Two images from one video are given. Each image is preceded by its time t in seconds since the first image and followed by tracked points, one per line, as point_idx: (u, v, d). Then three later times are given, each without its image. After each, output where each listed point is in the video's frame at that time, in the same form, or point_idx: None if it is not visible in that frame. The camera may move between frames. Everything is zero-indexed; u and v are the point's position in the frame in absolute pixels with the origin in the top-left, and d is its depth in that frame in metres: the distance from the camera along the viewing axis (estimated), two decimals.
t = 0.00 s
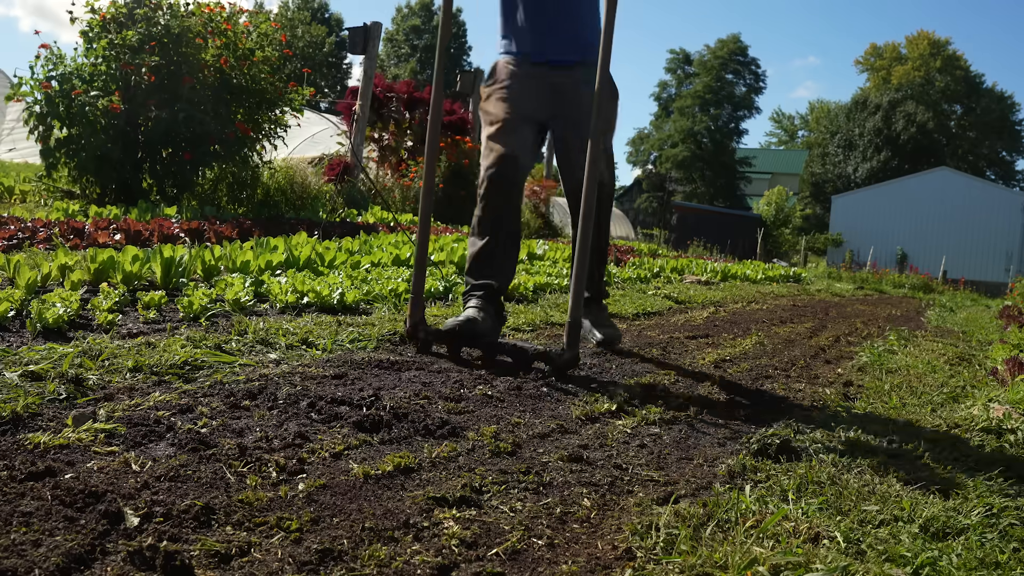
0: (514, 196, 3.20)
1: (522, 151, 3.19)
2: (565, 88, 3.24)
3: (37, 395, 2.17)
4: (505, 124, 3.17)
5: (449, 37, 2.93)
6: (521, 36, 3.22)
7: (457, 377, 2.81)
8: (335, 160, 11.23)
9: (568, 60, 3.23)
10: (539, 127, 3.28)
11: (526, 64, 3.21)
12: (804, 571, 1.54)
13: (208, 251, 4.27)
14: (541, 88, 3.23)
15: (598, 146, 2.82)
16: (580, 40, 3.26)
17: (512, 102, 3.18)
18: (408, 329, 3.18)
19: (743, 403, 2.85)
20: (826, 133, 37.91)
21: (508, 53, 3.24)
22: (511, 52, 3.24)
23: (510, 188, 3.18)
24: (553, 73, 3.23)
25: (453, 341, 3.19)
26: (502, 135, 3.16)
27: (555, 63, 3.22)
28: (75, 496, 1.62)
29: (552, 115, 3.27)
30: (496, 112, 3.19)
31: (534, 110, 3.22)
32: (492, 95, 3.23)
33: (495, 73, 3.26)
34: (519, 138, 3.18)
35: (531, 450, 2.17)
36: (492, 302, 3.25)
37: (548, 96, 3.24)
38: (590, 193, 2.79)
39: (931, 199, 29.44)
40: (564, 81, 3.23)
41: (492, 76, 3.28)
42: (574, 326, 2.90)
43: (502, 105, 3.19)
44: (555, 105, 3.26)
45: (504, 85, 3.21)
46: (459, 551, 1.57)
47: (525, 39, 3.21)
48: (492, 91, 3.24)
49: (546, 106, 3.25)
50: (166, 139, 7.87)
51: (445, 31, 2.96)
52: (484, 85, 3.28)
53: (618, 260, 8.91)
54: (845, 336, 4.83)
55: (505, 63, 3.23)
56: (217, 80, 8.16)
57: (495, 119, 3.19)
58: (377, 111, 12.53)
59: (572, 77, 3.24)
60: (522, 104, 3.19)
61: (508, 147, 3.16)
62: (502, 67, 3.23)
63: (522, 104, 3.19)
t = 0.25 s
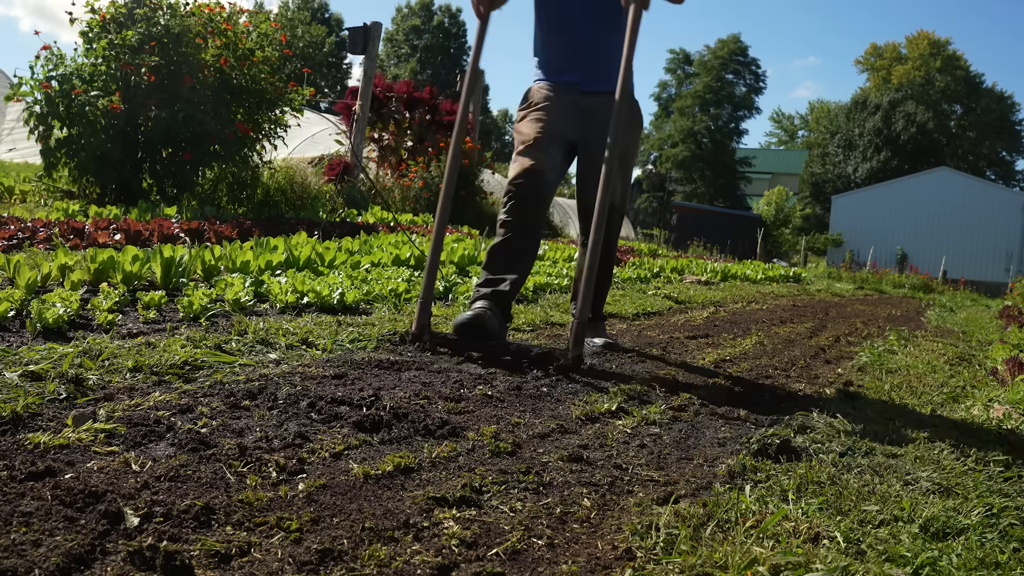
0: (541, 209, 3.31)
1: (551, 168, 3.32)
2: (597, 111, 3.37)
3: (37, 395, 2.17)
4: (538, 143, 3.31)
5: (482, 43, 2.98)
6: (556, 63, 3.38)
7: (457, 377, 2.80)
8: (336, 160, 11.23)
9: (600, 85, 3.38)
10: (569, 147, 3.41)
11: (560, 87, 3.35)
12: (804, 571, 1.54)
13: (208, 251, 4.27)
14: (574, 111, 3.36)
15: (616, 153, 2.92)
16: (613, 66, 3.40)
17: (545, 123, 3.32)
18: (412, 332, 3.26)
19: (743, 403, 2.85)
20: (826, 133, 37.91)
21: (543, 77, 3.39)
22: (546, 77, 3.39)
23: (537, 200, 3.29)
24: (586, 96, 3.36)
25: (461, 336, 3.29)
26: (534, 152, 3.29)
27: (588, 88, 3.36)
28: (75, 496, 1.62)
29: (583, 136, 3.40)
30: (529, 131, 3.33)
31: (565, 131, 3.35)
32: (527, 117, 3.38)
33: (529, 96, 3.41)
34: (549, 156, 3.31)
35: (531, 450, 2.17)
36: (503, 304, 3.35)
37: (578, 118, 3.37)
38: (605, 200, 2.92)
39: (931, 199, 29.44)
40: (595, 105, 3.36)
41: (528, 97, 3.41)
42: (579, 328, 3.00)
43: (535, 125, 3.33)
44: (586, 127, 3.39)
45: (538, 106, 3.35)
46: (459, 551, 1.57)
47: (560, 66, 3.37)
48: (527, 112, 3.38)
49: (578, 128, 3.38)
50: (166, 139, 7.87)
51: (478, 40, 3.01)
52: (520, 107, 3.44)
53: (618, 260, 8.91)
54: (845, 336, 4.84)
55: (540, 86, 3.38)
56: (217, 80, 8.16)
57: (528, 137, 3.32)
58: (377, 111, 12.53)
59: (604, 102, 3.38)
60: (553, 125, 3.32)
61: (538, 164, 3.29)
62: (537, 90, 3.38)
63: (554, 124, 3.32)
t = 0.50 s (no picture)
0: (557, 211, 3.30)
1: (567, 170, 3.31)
2: (609, 111, 3.34)
3: (37, 395, 2.17)
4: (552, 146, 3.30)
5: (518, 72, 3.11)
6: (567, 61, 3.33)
7: (456, 377, 2.80)
8: (336, 160, 11.23)
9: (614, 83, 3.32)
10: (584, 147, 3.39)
11: (572, 87, 3.31)
12: (804, 571, 1.54)
13: (208, 251, 4.27)
14: (587, 111, 3.34)
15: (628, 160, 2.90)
16: (625, 61, 3.34)
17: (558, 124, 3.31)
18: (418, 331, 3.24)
19: (743, 403, 2.85)
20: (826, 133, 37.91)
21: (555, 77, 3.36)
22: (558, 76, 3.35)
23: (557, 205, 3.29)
24: (598, 95, 3.32)
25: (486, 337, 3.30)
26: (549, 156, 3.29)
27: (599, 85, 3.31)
28: (75, 496, 1.62)
29: (598, 135, 3.37)
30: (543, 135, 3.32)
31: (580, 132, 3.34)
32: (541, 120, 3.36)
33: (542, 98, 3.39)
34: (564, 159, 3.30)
35: (531, 450, 2.17)
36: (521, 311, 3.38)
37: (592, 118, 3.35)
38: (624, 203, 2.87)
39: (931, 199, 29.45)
40: (607, 103, 3.33)
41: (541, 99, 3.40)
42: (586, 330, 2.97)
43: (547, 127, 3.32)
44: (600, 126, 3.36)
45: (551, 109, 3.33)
46: (459, 551, 1.57)
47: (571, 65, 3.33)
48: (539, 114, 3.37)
49: (592, 128, 3.36)
50: (166, 139, 7.87)
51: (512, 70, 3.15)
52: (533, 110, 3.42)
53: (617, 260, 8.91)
54: (846, 336, 4.84)
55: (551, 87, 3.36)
56: (217, 80, 8.16)
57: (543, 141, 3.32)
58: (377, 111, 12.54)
59: (618, 100, 3.34)
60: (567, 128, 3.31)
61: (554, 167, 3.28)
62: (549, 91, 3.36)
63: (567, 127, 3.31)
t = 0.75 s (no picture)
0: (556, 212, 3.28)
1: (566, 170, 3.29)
2: (608, 112, 3.34)
3: (37, 395, 2.17)
4: (551, 147, 3.29)
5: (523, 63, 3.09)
6: (566, 63, 3.34)
7: (456, 377, 2.80)
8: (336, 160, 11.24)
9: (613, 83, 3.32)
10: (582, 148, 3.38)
11: (571, 87, 3.31)
12: (804, 571, 1.54)
13: (208, 251, 4.27)
14: (585, 112, 3.33)
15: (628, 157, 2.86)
16: (624, 62, 3.35)
17: (556, 125, 3.30)
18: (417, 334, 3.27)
19: (743, 403, 2.85)
20: (826, 133, 37.92)
21: (553, 79, 3.36)
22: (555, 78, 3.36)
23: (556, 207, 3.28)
24: (596, 95, 3.32)
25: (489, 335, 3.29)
26: (548, 156, 3.28)
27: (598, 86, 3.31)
28: (75, 496, 1.62)
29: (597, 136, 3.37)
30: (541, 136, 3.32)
31: (579, 132, 3.33)
32: (538, 121, 3.36)
33: (539, 99, 3.39)
34: (562, 158, 3.28)
35: (531, 450, 2.17)
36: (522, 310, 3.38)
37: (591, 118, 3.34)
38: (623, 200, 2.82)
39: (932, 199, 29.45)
40: (606, 103, 3.33)
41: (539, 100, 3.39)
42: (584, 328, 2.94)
43: (545, 127, 3.32)
44: (599, 126, 3.35)
45: (549, 109, 3.33)
46: (459, 551, 1.57)
47: (569, 66, 3.34)
48: (537, 116, 3.36)
49: (589, 128, 3.35)
50: (166, 139, 7.87)
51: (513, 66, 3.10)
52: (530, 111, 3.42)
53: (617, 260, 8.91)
54: (846, 336, 4.84)
55: (549, 87, 3.36)
56: (217, 80, 8.16)
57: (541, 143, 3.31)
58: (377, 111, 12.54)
59: (616, 100, 3.34)
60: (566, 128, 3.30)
61: (552, 167, 3.27)
62: (547, 92, 3.36)
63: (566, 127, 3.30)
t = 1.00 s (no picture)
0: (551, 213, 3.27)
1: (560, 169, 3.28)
2: (599, 112, 3.36)
3: (37, 395, 2.17)
4: (544, 145, 3.28)
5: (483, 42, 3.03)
6: (557, 61, 3.34)
7: (457, 377, 2.80)
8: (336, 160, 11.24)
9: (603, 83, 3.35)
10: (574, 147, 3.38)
11: (563, 86, 3.32)
12: (804, 571, 1.54)
13: (208, 251, 4.27)
14: (577, 110, 3.34)
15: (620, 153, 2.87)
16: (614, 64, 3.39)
17: (549, 123, 3.30)
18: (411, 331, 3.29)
19: (742, 402, 2.86)
20: (826, 133, 37.92)
21: (544, 77, 3.36)
22: (547, 75, 3.35)
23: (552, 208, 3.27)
24: (588, 94, 3.33)
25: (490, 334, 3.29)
26: (542, 155, 3.27)
27: (589, 85, 3.33)
28: (75, 496, 1.62)
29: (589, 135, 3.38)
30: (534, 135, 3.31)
31: (571, 132, 3.33)
32: (531, 119, 3.35)
33: (531, 98, 3.38)
34: (556, 157, 3.28)
35: (531, 450, 2.17)
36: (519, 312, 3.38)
37: (583, 118, 3.35)
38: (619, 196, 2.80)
39: (931, 199, 29.45)
40: (597, 103, 3.35)
41: (531, 98, 3.38)
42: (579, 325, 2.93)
43: (539, 126, 3.30)
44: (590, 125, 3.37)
45: (542, 109, 3.32)
46: (459, 551, 1.57)
47: (560, 64, 3.34)
48: (530, 114, 3.35)
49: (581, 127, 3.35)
50: (166, 139, 7.87)
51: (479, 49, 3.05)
52: (523, 110, 3.40)
53: (617, 260, 8.92)
54: (845, 336, 4.84)
55: (541, 85, 3.35)
56: (217, 80, 8.16)
57: (535, 142, 3.30)
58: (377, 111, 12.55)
59: (606, 100, 3.37)
60: (559, 128, 3.30)
61: (547, 166, 3.26)
62: (539, 90, 3.35)
63: (559, 126, 3.30)
